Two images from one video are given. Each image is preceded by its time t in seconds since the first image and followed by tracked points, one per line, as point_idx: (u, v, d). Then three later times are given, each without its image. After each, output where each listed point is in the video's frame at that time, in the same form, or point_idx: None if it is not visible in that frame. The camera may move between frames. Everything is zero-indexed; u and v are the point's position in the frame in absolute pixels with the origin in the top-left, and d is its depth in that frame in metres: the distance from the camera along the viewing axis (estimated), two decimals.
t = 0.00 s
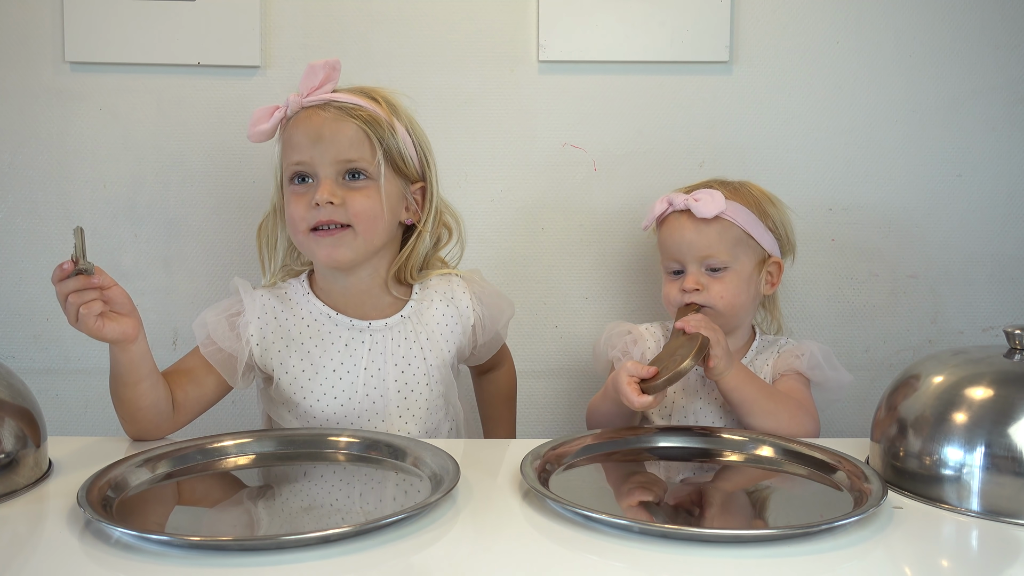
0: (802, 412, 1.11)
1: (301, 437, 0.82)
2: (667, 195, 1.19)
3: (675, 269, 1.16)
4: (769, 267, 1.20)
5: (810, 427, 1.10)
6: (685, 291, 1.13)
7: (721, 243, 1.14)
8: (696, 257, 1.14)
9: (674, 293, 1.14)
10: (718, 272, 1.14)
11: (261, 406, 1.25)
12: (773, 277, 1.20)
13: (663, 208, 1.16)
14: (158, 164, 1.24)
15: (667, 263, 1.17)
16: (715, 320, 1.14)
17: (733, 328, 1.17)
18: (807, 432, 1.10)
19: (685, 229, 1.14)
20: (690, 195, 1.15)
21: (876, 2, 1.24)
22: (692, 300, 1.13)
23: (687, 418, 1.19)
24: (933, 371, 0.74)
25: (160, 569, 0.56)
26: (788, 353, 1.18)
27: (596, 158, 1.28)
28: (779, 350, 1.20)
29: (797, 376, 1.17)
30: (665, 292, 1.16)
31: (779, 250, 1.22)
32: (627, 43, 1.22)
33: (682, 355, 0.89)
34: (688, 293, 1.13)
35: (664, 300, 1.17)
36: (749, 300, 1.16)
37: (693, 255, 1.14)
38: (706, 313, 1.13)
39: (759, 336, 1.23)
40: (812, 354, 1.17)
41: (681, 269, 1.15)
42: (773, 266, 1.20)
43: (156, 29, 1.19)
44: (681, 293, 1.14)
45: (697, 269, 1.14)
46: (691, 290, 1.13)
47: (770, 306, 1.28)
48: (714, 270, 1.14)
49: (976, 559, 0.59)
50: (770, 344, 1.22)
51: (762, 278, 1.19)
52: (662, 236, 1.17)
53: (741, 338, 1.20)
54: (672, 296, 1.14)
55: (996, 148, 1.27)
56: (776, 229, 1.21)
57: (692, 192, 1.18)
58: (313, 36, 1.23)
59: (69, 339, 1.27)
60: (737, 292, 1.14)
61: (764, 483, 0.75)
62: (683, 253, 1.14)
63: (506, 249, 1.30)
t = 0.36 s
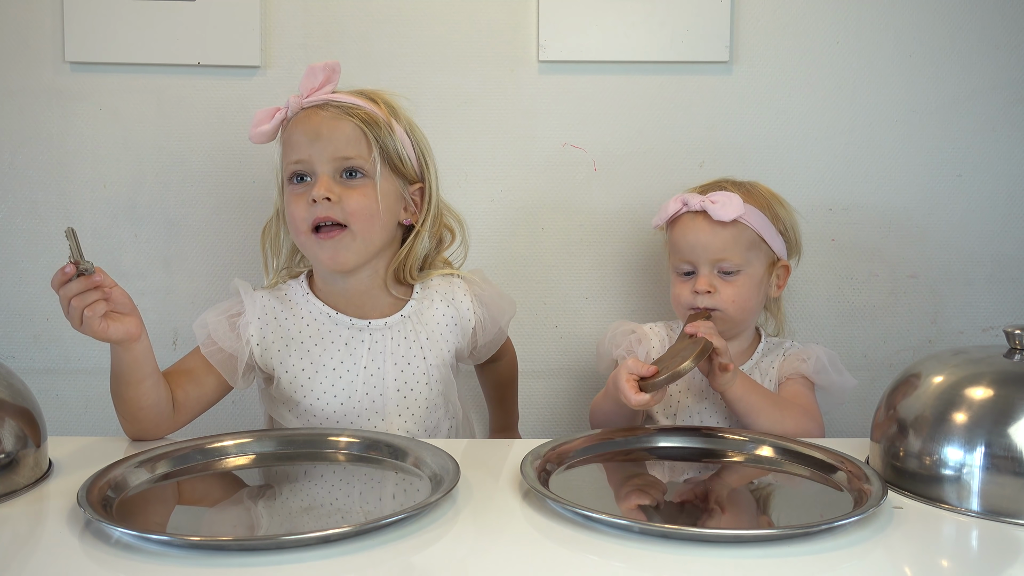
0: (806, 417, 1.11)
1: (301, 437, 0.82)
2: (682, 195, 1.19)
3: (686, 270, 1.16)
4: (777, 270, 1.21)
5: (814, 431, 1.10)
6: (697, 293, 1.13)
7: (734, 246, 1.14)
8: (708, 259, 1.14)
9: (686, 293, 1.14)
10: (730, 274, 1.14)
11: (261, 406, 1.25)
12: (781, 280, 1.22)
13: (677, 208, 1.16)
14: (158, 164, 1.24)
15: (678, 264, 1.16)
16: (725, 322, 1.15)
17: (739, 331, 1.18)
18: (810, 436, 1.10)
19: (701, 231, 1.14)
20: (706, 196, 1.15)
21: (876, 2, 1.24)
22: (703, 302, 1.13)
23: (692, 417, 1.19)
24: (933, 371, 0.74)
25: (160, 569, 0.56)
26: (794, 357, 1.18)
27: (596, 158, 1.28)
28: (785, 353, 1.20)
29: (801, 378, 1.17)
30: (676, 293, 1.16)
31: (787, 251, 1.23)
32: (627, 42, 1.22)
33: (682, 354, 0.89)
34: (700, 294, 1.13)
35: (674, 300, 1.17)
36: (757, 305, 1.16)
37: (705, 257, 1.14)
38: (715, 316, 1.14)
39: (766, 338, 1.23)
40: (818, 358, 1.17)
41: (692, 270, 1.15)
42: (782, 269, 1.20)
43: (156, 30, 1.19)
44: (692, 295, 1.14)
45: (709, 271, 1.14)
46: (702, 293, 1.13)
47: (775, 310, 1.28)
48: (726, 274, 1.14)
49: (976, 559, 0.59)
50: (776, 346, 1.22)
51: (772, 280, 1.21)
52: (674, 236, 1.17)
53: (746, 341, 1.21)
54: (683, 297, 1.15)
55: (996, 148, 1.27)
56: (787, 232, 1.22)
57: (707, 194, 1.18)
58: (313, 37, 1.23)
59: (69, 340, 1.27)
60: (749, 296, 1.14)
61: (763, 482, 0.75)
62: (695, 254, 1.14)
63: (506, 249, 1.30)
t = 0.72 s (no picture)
0: (807, 415, 1.11)
1: (301, 437, 0.82)
2: (690, 193, 1.18)
3: (692, 267, 1.16)
4: (781, 273, 1.22)
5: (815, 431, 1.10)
6: (704, 291, 1.13)
7: (742, 246, 1.14)
8: (716, 258, 1.14)
9: (691, 291, 1.14)
10: (738, 274, 1.14)
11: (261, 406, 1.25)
12: (785, 281, 1.22)
13: (688, 205, 1.15)
14: (159, 164, 1.24)
15: (684, 261, 1.16)
16: (728, 321, 1.15)
17: (739, 331, 1.18)
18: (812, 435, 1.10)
19: (711, 229, 1.14)
20: (718, 195, 1.15)
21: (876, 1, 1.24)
22: (709, 300, 1.13)
23: (693, 416, 1.19)
24: (933, 371, 0.74)
25: (160, 569, 0.56)
26: (795, 356, 1.18)
27: (596, 158, 1.28)
28: (787, 353, 1.20)
29: (802, 378, 1.17)
30: (681, 290, 1.16)
31: (791, 253, 1.23)
32: (627, 42, 1.22)
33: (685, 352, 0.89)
34: (706, 293, 1.13)
35: (678, 297, 1.16)
36: (763, 304, 1.16)
37: (714, 256, 1.14)
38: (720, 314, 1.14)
39: (767, 338, 1.23)
40: (819, 358, 1.17)
41: (700, 268, 1.15)
42: (785, 271, 1.21)
43: (156, 30, 1.19)
44: (698, 292, 1.14)
45: (716, 270, 1.14)
46: (709, 291, 1.13)
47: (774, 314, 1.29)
48: (733, 273, 1.14)
49: (976, 559, 0.59)
50: (777, 346, 1.22)
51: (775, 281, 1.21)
52: (683, 233, 1.17)
53: (746, 341, 1.21)
54: (688, 294, 1.14)
55: (995, 149, 1.27)
56: (792, 233, 1.23)
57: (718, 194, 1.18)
58: (314, 37, 1.23)
59: (69, 339, 1.27)
60: (754, 295, 1.14)
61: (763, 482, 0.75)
62: (703, 252, 1.14)
63: (507, 248, 1.30)
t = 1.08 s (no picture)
0: (806, 414, 1.11)
1: (302, 437, 0.82)
2: (693, 193, 1.18)
3: (693, 265, 1.16)
4: (780, 274, 1.22)
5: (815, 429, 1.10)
6: (704, 289, 1.13)
7: (744, 247, 1.14)
8: (718, 257, 1.14)
9: (691, 289, 1.14)
10: (739, 273, 1.14)
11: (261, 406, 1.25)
12: (784, 282, 1.23)
13: (690, 205, 1.16)
14: (159, 164, 1.24)
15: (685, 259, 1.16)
16: (728, 320, 1.15)
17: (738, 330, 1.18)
18: (811, 433, 1.10)
19: (715, 229, 1.14)
20: (721, 196, 1.15)
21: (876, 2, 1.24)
22: (709, 299, 1.13)
23: (693, 414, 1.19)
24: (933, 371, 0.74)
25: (160, 569, 0.56)
26: (792, 355, 1.18)
27: (596, 157, 1.28)
28: (785, 351, 1.20)
29: (801, 376, 1.17)
30: (681, 287, 1.16)
31: (790, 254, 1.23)
32: (627, 43, 1.22)
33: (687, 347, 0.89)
34: (707, 291, 1.13)
35: (677, 295, 1.16)
36: (761, 304, 1.17)
37: (716, 255, 1.14)
38: (719, 313, 1.14)
39: (764, 337, 1.23)
40: (817, 356, 1.17)
41: (700, 266, 1.15)
42: (784, 272, 1.22)
43: (156, 30, 1.19)
44: (699, 291, 1.14)
45: (717, 269, 1.14)
46: (710, 289, 1.13)
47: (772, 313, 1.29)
48: (735, 272, 1.14)
49: (976, 559, 0.59)
50: (774, 345, 1.22)
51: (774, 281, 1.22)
52: (686, 231, 1.17)
53: (745, 339, 1.21)
54: (689, 292, 1.14)
55: (995, 149, 1.27)
56: (792, 235, 1.23)
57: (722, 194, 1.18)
58: (314, 37, 1.23)
59: (69, 339, 1.27)
60: (754, 295, 1.14)
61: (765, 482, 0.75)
62: (705, 251, 1.14)
63: (507, 248, 1.30)
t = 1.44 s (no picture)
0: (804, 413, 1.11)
1: (302, 437, 0.83)
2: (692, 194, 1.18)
3: (691, 268, 1.15)
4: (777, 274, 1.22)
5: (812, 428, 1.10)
6: (703, 291, 1.13)
7: (742, 249, 1.14)
8: (715, 259, 1.14)
9: (690, 291, 1.14)
10: (737, 275, 1.14)
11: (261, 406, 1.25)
12: (781, 282, 1.23)
13: (689, 206, 1.15)
14: (158, 164, 1.24)
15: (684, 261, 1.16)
16: (726, 323, 1.15)
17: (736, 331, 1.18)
18: (808, 431, 1.10)
19: (713, 231, 1.14)
20: (719, 198, 1.15)
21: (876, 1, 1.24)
22: (707, 300, 1.13)
23: (691, 412, 1.19)
24: (933, 371, 0.74)
25: (160, 569, 0.56)
26: (788, 353, 1.19)
27: (596, 157, 1.28)
28: (780, 350, 1.20)
29: (797, 374, 1.18)
30: (680, 289, 1.16)
31: (786, 252, 1.23)
32: (627, 43, 1.22)
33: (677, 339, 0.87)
34: (705, 293, 1.13)
35: (676, 296, 1.17)
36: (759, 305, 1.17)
37: (714, 257, 1.14)
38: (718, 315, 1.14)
39: (761, 336, 1.23)
40: (813, 354, 1.17)
41: (698, 268, 1.15)
42: (782, 272, 1.22)
43: (156, 30, 1.19)
44: (698, 292, 1.14)
45: (715, 271, 1.14)
46: (708, 291, 1.13)
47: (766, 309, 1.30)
48: (733, 273, 1.14)
49: (976, 558, 0.59)
50: (770, 344, 1.22)
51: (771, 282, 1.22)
52: (684, 233, 1.17)
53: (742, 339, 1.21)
54: (688, 294, 1.15)
55: (995, 149, 1.27)
56: (789, 234, 1.22)
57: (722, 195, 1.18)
58: (314, 37, 1.23)
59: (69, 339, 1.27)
60: (752, 296, 1.14)
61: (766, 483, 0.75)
62: (703, 253, 1.14)
63: (507, 248, 1.30)
